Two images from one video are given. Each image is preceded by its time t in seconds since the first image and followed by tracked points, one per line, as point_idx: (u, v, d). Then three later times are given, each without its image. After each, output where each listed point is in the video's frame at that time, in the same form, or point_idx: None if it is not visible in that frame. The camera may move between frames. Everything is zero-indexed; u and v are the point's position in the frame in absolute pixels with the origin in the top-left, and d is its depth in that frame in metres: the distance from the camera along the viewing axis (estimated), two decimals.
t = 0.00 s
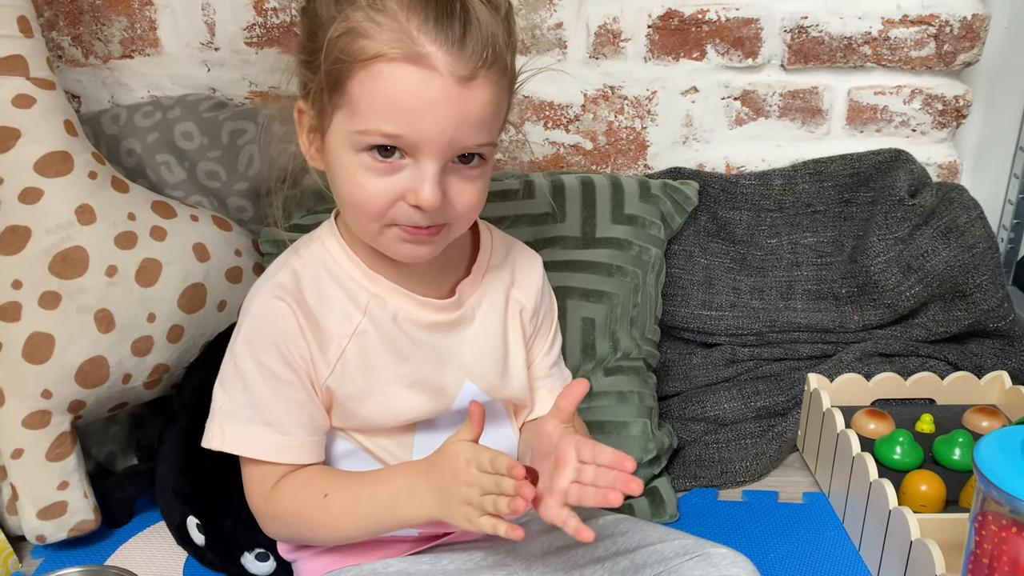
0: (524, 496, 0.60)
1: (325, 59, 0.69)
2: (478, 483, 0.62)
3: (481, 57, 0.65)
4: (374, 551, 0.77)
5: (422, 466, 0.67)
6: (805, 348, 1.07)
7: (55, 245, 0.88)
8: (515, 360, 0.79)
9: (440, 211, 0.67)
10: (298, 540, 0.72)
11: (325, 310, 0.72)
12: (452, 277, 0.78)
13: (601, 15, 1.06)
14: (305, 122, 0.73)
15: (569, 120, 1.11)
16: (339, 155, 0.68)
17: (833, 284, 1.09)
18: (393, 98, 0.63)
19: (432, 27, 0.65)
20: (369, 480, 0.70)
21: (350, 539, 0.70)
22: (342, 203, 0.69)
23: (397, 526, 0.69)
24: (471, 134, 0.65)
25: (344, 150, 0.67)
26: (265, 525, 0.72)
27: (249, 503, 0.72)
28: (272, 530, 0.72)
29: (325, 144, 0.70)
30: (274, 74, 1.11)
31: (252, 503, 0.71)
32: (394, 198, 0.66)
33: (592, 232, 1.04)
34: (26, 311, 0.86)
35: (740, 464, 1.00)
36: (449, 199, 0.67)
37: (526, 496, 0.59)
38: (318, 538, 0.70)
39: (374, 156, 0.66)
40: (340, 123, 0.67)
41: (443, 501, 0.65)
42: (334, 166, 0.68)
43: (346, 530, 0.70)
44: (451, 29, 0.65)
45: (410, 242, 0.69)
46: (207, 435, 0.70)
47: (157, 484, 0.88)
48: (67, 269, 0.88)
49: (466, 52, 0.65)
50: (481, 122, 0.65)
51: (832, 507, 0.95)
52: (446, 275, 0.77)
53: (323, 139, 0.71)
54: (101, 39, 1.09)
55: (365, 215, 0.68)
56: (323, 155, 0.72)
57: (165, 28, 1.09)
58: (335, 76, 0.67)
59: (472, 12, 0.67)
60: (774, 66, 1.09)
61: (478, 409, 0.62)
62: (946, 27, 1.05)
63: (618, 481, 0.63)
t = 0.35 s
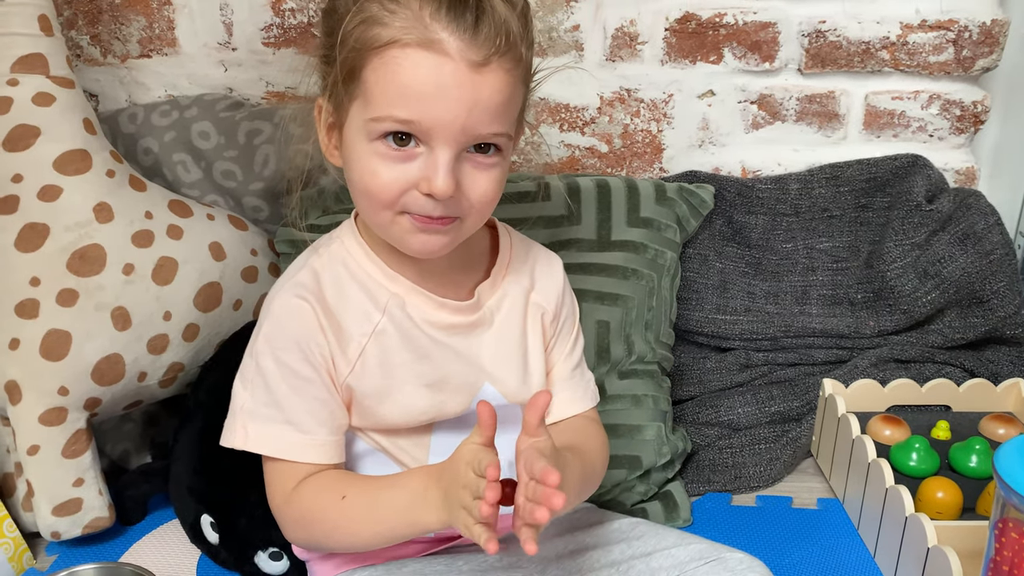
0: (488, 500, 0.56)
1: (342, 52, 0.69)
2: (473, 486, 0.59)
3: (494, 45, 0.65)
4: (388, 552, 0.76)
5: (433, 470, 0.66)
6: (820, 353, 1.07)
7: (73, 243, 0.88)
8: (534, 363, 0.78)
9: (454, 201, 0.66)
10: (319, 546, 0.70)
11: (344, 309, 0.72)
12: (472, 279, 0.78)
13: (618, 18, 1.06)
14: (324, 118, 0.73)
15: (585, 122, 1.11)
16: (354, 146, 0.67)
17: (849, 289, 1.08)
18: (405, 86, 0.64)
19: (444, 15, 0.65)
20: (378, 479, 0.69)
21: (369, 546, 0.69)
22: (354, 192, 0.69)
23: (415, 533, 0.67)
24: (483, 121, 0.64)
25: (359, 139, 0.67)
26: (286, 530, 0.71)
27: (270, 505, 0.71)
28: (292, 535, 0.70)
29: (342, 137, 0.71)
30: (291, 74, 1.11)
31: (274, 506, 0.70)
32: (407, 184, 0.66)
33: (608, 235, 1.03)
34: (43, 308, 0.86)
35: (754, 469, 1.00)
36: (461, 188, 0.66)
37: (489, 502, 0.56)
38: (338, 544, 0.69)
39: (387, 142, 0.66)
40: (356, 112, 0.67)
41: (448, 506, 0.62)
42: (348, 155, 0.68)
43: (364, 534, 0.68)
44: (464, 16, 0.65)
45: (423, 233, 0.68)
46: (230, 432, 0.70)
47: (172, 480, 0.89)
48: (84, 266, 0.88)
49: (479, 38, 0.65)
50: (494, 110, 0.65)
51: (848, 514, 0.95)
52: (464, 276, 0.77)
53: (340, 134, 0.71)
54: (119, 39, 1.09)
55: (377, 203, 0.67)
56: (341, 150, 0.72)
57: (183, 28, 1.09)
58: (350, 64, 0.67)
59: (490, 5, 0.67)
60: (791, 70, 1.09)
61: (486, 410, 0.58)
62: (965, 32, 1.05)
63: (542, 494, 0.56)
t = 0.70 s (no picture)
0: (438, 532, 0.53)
1: (359, 48, 0.69)
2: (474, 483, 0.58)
3: (511, 36, 0.66)
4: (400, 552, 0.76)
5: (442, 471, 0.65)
6: (834, 358, 1.06)
7: (90, 241, 0.88)
8: (551, 362, 0.78)
9: (471, 193, 0.66)
10: (334, 556, 0.69)
11: (362, 308, 0.72)
12: (488, 277, 0.78)
13: (634, 21, 1.06)
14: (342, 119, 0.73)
15: (599, 125, 1.11)
16: (371, 140, 0.67)
17: (863, 294, 1.08)
18: (422, 78, 0.64)
19: (460, 8, 0.65)
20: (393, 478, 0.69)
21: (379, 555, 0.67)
22: (370, 187, 0.69)
23: (418, 541, 0.65)
24: (500, 113, 0.64)
25: (377, 133, 0.67)
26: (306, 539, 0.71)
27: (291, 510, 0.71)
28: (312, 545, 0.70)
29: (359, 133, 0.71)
30: (307, 75, 1.12)
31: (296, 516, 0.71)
32: (426, 176, 0.65)
33: (622, 237, 1.03)
34: (60, 306, 0.87)
35: (768, 473, 0.99)
36: (478, 180, 0.66)
37: (439, 537, 0.53)
38: (349, 555, 0.68)
39: (403, 134, 0.66)
40: (373, 107, 0.67)
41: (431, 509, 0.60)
42: (366, 150, 0.68)
43: (369, 543, 0.66)
44: (480, 8, 0.66)
45: (441, 226, 0.67)
46: (257, 435, 0.70)
47: (185, 479, 0.89)
48: (101, 265, 0.88)
49: (496, 29, 0.65)
50: (511, 101, 0.65)
51: (862, 520, 0.94)
52: (481, 273, 0.77)
53: (357, 132, 0.71)
54: (136, 39, 1.10)
55: (394, 197, 0.67)
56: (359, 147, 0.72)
57: (200, 28, 1.10)
58: (368, 59, 0.68)
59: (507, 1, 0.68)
60: (806, 74, 1.09)
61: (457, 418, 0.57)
62: (982, 36, 1.04)
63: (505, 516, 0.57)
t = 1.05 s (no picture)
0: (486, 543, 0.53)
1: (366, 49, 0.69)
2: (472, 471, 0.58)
3: (517, 37, 0.66)
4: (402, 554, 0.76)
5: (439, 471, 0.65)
6: (836, 362, 1.06)
7: (94, 242, 0.89)
8: (554, 365, 0.78)
9: (476, 195, 0.66)
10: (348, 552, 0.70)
11: (367, 310, 0.72)
12: (493, 280, 0.78)
13: (637, 24, 1.06)
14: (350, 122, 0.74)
15: (602, 128, 1.11)
16: (377, 143, 0.68)
17: (866, 298, 1.08)
18: (427, 78, 0.64)
19: (466, 9, 0.65)
20: (393, 479, 0.69)
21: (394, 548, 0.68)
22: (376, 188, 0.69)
23: (433, 533, 0.66)
24: (504, 113, 0.64)
25: (383, 135, 0.67)
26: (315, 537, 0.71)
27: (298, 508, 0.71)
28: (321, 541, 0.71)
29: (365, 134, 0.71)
30: (311, 78, 1.12)
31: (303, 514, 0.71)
32: (431, 177, 0.65)
33: (625, 240, 1.03)
34: (64, 307, 0.87)
35: (769, 477, 0.99)
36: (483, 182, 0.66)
37: (489, 547, 0.53)
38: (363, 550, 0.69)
39: (408, 134, 0.66)
40: (380, 110, 0.67)
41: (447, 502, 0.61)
42: (372, 151, 0.68)
43: (384, 538, 0.67)
44: (486, 9, 0.66)
45: (447, 228, 0.67)
46: (261, 435, 0.70)
47: (187, 480, 0.89)
48: (105, 266, 0.88)
49: (502, 30, 0.65)
50: (516, 101, 0.65)
51: (865, 524, 0.94)
52: (486, 276, 0.78)
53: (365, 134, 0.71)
54: (141, 41, 1.10)
55: (400, 199, 0.67)
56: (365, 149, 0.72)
57: (205, 30, 1.10)
58: (375, 60, 0.68)
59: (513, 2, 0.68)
60: (810, 77, 1.09)
61: (465, 418, 0.58)
62: (985, 41, 1.04)
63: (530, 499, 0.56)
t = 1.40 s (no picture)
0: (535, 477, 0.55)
1: (377, 58, 0.69)
2: (495, 462, 0.59)
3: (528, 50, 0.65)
4: (401, 556, 0.76)
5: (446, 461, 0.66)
6: (837, 365, 1.06)
7: (94, 243, 0.89)
8: (557, 368, 0.78)
9: (492, 205, 0.66)
10: (354, 539, 0.71)
11: (368, 311, 0.72)
12: (495, 283, 0.78)
13: (638, 27, 1.06)
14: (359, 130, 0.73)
15: (603, 130, 1.12)
16: (391, 152, 0.68)
17: (866, 301, 1.08)
18: (442, 88, 0.64)
19: (479, 18, 0.65)
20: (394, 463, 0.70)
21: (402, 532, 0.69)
22: (391, 199, 0.69)
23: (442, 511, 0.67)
24: (518, 121, 0.64)
25: (397, 145, 0.67)
26: (316, 530, 0.71)
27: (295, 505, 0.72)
28: (322, 534, 0.71)
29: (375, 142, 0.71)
30: (312, 80, 1.12)
31: (301, 507, 0.71)
32: (448, 186, 0.65)
33: (625, 242, 1.03)
34: (64, 308, 0.87)
35: (770, 480, 0.99)
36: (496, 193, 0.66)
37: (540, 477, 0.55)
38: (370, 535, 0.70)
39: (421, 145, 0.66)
40: (393, 118, 0.67)
41: (471, 481, 0.63)
42: (384, 160, 0.68)
43: (393, 521, 0.68)
44: (500, 18, 0.66)
45: (461, 237, 0.67)
46: (256, 431, 0.70)
47: (187, 482, 0.89)
48: (105, 267, 0.88)
49: (515, 39, 0.65)
50: (529, 110, 0.65)
51: (865, 527, 0.94)
52: (490, 278, 0.78)
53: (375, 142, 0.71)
54: (142, 42, 1.10)
55: (416, 208, 0.67)
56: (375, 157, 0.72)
57: (206, 33, 1.10)
58: (388, 69, 0.68)
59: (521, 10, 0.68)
60: (811, 79, 1.09)
61: (483, 381, 0.60)
62: (986, 43, 1.04)
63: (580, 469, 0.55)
